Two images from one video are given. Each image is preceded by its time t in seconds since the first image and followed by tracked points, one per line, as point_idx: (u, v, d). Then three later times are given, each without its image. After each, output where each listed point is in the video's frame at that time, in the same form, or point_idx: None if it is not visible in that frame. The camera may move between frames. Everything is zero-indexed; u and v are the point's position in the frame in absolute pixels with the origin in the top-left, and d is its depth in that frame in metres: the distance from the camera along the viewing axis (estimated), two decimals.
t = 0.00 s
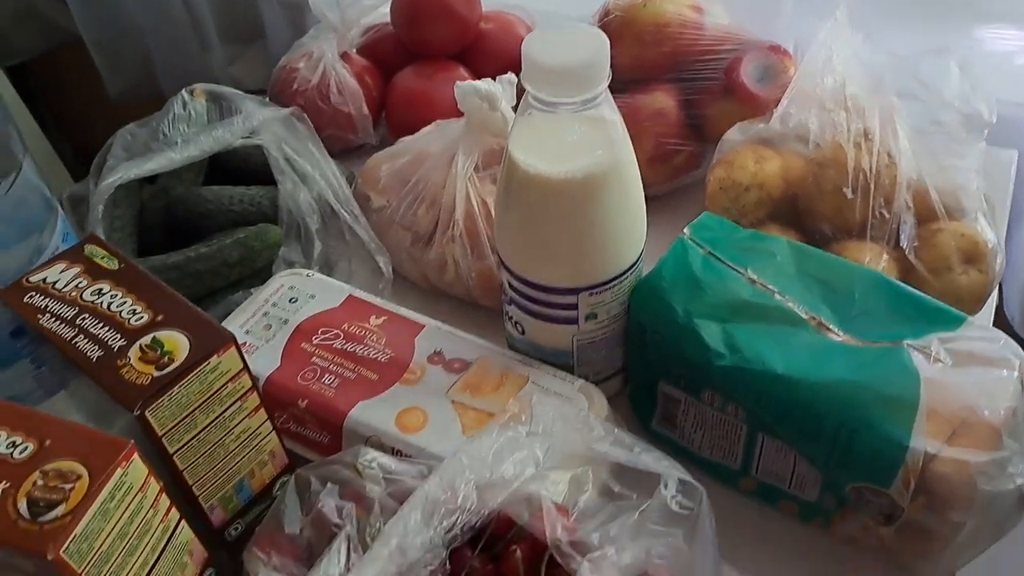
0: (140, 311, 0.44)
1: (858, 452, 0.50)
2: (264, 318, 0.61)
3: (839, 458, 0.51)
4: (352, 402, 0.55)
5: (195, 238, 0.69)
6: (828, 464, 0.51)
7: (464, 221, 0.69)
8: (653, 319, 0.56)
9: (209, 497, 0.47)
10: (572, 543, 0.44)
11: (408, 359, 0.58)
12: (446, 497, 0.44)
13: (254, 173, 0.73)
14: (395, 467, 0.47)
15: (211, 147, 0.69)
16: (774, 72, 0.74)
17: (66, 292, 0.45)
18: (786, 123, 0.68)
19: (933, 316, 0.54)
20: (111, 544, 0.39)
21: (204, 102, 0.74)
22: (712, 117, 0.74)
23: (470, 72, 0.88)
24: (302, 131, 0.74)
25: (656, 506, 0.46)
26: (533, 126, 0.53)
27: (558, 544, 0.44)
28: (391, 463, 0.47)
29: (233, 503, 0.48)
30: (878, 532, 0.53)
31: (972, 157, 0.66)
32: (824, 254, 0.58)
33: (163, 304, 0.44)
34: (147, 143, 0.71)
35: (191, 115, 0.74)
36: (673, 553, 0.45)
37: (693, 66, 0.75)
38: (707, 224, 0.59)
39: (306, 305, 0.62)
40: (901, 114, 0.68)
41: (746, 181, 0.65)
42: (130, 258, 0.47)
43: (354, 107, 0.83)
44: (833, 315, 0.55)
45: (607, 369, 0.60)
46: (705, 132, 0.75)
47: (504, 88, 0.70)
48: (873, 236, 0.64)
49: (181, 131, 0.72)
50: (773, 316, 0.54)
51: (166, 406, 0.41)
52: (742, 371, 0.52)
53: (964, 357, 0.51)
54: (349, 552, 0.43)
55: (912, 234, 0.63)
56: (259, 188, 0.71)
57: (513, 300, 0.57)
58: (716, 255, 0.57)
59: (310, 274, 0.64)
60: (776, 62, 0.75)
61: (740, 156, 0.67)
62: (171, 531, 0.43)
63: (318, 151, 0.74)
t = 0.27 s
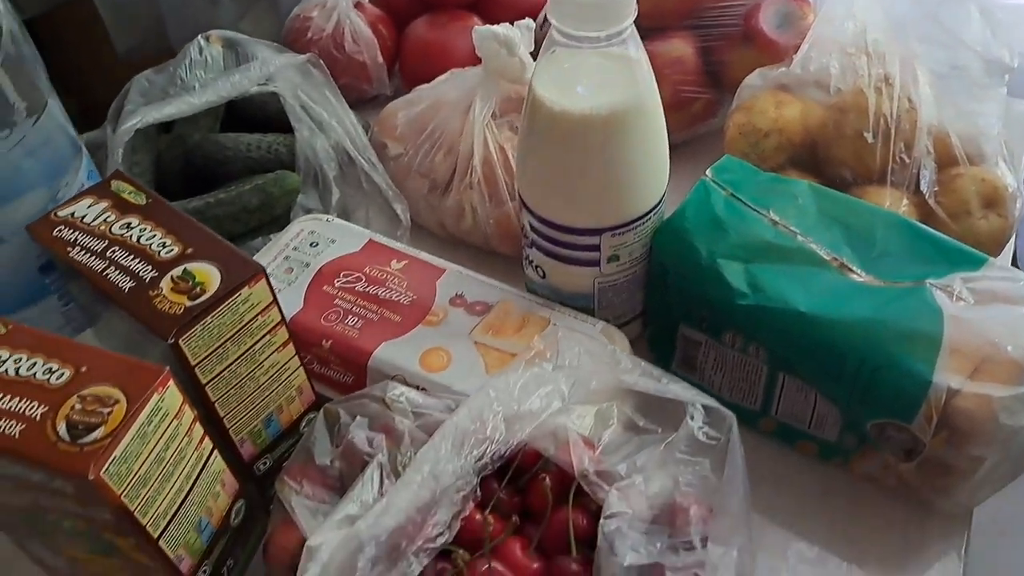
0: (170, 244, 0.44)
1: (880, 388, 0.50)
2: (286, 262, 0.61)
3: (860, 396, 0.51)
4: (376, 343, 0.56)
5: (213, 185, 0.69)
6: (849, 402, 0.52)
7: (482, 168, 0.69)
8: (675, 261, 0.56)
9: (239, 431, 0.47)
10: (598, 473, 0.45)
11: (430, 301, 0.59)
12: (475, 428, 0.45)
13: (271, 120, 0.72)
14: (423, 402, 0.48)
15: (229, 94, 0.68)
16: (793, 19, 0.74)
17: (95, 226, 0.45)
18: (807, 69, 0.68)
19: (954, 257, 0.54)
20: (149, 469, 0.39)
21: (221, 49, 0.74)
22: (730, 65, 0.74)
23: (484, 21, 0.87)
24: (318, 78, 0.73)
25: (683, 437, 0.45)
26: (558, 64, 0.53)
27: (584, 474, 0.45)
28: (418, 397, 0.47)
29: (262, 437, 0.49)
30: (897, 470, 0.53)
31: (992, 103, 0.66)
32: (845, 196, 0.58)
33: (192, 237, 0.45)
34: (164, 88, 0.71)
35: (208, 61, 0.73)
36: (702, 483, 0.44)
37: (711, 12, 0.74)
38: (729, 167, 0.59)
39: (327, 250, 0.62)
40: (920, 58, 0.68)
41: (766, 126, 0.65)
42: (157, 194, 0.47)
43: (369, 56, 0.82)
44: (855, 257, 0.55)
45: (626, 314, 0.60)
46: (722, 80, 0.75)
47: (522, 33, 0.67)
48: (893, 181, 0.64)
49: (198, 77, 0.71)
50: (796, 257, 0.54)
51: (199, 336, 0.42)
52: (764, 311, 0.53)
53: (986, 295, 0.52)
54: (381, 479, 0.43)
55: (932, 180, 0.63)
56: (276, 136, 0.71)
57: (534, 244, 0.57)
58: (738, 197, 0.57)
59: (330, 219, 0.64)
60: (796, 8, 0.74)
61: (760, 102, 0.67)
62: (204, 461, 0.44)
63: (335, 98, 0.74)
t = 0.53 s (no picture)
0: (202, 190, 0.45)
1: (897, 335, 0.51)
2: (309, 218, 0.62)
3: (877, 344, 0.52)
4: (399, 295, 0.57)
5: (232, 144, 0.69)
6: (866, 351, 0.53)
7: (500, 126, 0.69)
8: (695, 214, 0.57)
9: (269, 377, 0.48)
10: (622, 416, 0.46)
11: (452, 256, 0.59)
12: (502, 371, 0.46)
13: (290, 80, 0.73)
14: (449, 348, 0.49)
15: (250, 53, 0.69)
16: None
17: (127, 173, 0.46)
18: (824, 27, 0.69)
19: (972, 210, 0.55)
20: (186, 406, 0.40)
21: (240, 8, 0.74)
22: (746, 24, 0.74)
23: None
24: (336, 38, 0.73)
25: (707, 378, 0.47)
26: (582, 16, 0.54)
27: (609, 417, 0.46)
28: (445, 343, 0.49)
29: (291, 384, 0.50)
30: (913, 418, 0.54)
31: (1008, 61, 0.67)
32: (864, 151, 0.59)
33: (224, 184, 0.45)
34: (184, 45, 0.71)
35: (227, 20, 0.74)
36: (725, 424, 0.45)
37: None
38: (749, 121, 0.60)
39: (349, 206, 0.62)
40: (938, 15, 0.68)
41: (784, 84, 0.66)
42: (187, 142, 0.48)
43: (386, 18, 0.82)
44: (873, 209, 0.56)
45: (644, 269, 0.61)
46: (739, 39, 0.75)
47: None
48: (909, 138, 0.64)
49: (218, 35, 0.72)
50: (815, 209, 0.55)
51: (234, 279, 0.43)
52: (784, 261, 0.53)
53: (1004, 245, 0.52)
54: (413, 418, 0.44)
55: (948, 137, 0.64)
56: (295, 95, 0.71)
57: (555, 197, 0.58)
58: (758, 151, 0.58)
59: (351, 176, 0.65)
60: None
61: (778, 60, 0.67)
62: (238, 402, 0.45)
63: (353, 57, 0.73)
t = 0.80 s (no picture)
0: (218, 143, 0.45)
1: (907, 289, 0.52)
2: (321, 178, 0.62)
3: (889, 298, 0.53)
4: (412, 254, 0.57)
5: (241, 108, 0.69)
6: (877, 305, 0.53)
7: (511, 89, 0.69)
8: (708, 172, 0.57)
9: (285, 331, 0.49)
10: (636, 366, 0.46)
11: (463, 216, 0.60)
12: (518, 324, 0.46)
13: (299, 45, 0.73)
14: (463, 304, 0.50)
15: (261, 16, 0.70)
16: None
17: (143, 127, 0.46)
18: None
19: (983, 167, 0.55)
20: (206, 353, 0.41)
21: None
22: None
23: None
24: (346, 3, 0.73)
25: (721, 329, 0.47)
26: None
27: (623, 368, 0.46)
28: (459, 298, 0.49)
29: (306, 339, 0.50)
30: (922, 373, 0.55)
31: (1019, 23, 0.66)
32: (875, 110, 0.59)
33: (240, 137, 0.46)
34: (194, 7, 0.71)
35: None
36: (740, 372, 0.46)
37: None
38: (761, 81, 0.60)
39: (361, 167, 0.63)
40: None
41: (795, 45, 0.66)
42: (202, 97, 0.48)
43: None
44: (885, 166, 0.56)
45: (654, 230, 0.61)
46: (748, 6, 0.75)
47: None
48: (919, 100, 0.64)
49: None
50: (827, 166, 0.56)
51: (251, 230, 0.43)
52: (796, 216, 0.54)
53: (1015, 200, 0.52)
54: (430, 368, 0.44)
55: (959, 98, 0.64)
56: (305, 60, 0.71)
57: (567, 157, 0.59)
58: (770, 109, 0.58)
59: (362, 138, 0.65)
60: None
61: (788, 21, 0.68)
62: (255, 354, 0.45)
63: (363, 21, 0.73)
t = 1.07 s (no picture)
0: (225, 101, 0.45)
1: (913, 249, 0.52)
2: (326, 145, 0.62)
3: (896, 258, 0.53)
4: (418, 218, 0.57)
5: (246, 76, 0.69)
6: (883, 265, 0.53)
7: (515, 56, 0.69)
8: (714, 133, 0.57)
9: (293, 291, 0.49)
10: (643, 325, 0.47)
11: (469, 181, 0.60)
12: (525, 283, 0.46)
13: (303, 14, 0.73)
14: (470, 265, 0.50)
15: None
16: None
17: (150, 87, 0.46)
18: None
19: (989, 129, 0.55)
20: (216, 308, 0.41)
21: None
22: None
23: None
24: None
25: (728, 286, 0.48)
26: None
27: (631, 326, 0.46)
28: (466, 259, 0.49)
29: (314, 301, 0.51)
30: (928, 334, 0.55)
31: None
32: (881, 74, 0.59)
33: (246, 95, 0.45)
34: None
35: None
36: (747, 328, 0.46)
37: None
38: (767, 45, 0.60)
39: (366, 133, 0.63)
40: None
41: (801, 10, 0.66)
42: (208, 57, 0.48)
43: None
44: (891, 128, 0.56)
45: (661, 195, 0.61)
46: None
47: None
48: (925, 65, 0.64)
49: None
50: (833, 128, 0.56)
51: (259, 187, 0.43)
52: (803, 178, 0.54)
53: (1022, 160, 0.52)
54: (439, 325, 0.45)
55: (965, 63, 0.63)
56: (308, 28, 0.71)
57: (573, 121, 0.59)
58: (776, 73, 0.58)
59: (367, 105, 0.65)
60: None
61: None
62: (265, 312, 0.45)
63: None
